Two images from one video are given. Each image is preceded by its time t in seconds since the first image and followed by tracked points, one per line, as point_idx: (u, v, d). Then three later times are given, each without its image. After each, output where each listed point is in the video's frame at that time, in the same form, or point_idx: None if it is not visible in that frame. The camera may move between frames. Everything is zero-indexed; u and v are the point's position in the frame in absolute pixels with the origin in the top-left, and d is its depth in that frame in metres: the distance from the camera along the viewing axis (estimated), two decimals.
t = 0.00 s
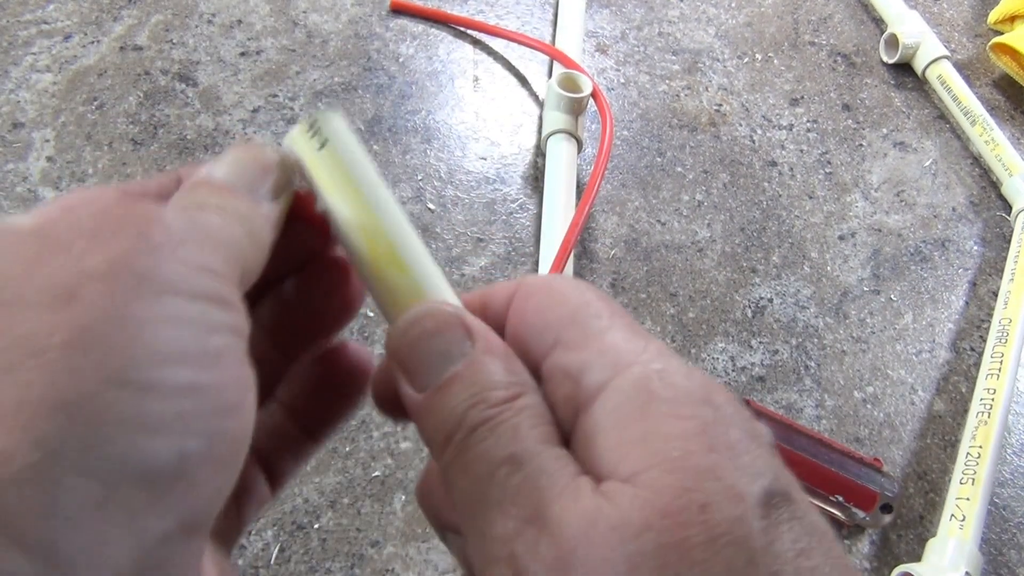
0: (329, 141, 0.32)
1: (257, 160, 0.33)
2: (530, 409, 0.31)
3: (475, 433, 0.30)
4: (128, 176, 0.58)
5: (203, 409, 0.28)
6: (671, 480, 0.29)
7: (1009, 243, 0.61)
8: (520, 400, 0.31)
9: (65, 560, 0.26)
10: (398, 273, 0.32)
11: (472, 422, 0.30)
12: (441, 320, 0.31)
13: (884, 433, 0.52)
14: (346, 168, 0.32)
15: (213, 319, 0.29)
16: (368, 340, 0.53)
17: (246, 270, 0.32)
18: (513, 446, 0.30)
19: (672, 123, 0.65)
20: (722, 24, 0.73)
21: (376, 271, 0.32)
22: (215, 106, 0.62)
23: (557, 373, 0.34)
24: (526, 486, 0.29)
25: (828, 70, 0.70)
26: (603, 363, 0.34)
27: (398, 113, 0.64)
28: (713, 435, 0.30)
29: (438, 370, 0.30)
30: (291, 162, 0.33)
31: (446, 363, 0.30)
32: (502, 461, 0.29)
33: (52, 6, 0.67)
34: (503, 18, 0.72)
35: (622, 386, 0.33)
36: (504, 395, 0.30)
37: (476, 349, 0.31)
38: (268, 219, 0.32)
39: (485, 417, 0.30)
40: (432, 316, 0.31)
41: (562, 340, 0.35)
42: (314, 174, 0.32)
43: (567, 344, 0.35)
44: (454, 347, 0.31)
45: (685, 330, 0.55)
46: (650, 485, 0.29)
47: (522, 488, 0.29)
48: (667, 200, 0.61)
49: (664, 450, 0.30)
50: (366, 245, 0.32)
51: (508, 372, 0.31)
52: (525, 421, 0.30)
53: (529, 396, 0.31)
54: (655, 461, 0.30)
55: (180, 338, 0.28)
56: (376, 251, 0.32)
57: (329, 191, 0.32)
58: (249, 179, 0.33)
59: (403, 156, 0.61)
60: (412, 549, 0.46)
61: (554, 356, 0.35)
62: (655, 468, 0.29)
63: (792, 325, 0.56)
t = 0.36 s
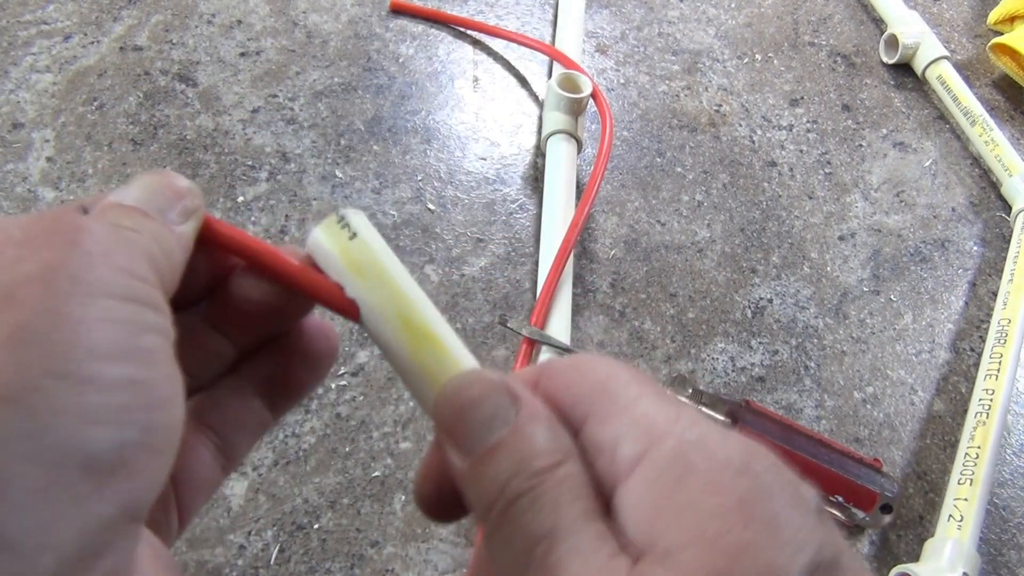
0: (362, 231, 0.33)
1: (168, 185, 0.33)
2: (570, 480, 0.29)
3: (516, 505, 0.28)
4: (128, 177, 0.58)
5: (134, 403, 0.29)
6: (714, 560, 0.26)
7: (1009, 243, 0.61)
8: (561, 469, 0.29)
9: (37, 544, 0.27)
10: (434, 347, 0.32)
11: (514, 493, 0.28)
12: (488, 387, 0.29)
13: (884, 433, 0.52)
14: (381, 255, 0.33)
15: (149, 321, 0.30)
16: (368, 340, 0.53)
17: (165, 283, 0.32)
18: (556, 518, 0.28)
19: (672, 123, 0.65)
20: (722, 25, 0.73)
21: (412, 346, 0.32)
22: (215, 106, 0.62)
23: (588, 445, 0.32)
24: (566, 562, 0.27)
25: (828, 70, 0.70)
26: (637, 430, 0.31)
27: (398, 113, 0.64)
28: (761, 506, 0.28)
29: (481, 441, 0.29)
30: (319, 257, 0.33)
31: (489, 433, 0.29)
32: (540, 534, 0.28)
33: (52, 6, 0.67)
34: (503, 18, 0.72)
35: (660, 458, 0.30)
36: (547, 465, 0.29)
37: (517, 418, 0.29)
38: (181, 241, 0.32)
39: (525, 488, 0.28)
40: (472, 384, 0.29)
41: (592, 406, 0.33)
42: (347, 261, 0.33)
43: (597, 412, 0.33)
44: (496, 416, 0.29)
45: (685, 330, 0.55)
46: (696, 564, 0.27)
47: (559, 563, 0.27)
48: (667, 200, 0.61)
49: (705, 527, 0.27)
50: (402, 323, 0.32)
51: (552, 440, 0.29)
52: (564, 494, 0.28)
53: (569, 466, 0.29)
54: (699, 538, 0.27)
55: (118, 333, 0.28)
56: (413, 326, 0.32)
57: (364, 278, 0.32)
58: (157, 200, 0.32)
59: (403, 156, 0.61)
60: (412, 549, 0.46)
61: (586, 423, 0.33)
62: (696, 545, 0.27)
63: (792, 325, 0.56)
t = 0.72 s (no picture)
0: (358, 313, 0.30)
1: (99, 238, 0.31)
2: (639, 507, 0.28)
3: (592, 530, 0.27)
4: (128, 176, 0.58)
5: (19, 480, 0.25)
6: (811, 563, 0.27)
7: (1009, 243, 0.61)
8: (625, 498, 0.28)
9: None
10: (460, 423, 0.29)
11: (586, 521, 0.28)
12: (540, 422, 0.28)
13: (884, 433, 0.52)
14: (383, 335, 0.30)
15: (60, 399, 0.26)
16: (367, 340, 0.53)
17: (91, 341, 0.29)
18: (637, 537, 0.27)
19: (672, 123, 0.65)
20: (721, 25, 0.73)
21: (435, 425, 0.29)
22: (215, 106, 0.62)
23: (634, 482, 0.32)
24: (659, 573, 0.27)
25: (828, 70, 0.70)
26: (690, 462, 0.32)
27: (398, 113, 0.64)
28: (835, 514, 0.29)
29: (535, 476, 0.28)
30: (314, 343, 0.30)
31: (545, 467, 0.28)
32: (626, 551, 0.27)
33: (52, 6, 0.67)
34: (503, 18, 0.72)
35: (725, 483, 0.31)
36: (609, 491, 0.28)
37: (571, 451, 0.29)
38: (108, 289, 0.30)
39: (598, 515, 0.28)
40: (522, 420, 0.28)
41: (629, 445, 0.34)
42: (352, 344, 0.29)
43: (635, 454, 0.33)
44: (548, 451, 0.28)
45: (686, 330, 0.55)
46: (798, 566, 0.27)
47: None
48: (667, 200, 0.61)
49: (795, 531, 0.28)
50: (422, 402, 0.29)
51: (606, 473, 0.29)
52: (636, 516, 0.28)
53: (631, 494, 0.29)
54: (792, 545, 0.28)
55: (14, 420, 0.25)
56: (434, 404, 0.29)
57: (373, 360, 0.29)
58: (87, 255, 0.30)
59: (403, 156, 0.61)
60: (412, 549, 0.46)
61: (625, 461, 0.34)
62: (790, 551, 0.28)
63: (792, 325, 0.56)
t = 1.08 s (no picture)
0: (360, 378, 0.31)
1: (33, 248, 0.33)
2: (669, 560, 0.30)
3: None
4: (127, 176, 0.58)
5: None
6: None
7: (1009, 243, 0.61)
8: (652, 552, 0.30)
9: None
10: (466, 481, 0.29)
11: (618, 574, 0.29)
12: (560, 483, 0.31)
13: (883, 433, 0.52)
14: (383, 397, 0.31)
15: None
16: (368, 340, 0.53)
17: None
18: None
19: (672, 123, 0.65)
20: (721, 25, 0.73)
21: (440, 481, 0.29)
22: (215, 106, 0.62)
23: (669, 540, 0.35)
24: None
25: (828, 70, 0.70)
26: (718, 523, 0.35)
27: (398, 113, 0.64)
28: (874, 556, 0.30)
29: (561, 535, 0.30)
30: (317, 408, 0.31)
31: (568, 526, 0.31)
32: None
33: (52, 5, 0.67)
34: (503, 18, 0.72)
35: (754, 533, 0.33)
36: (635, 546, 0.30)
37: (595, 509, 0.31)
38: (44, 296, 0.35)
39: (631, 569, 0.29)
40: (540, 479, 0.31)
41: (661, 511, 0.37)
42: (352, 405, 0.30)
43: (670, 520, 0.37)
44: (571, 510, 0.31)
45: (686, 330, 0.55)
46: None
47: None
48: (667, 200, 0.61)
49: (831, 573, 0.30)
50: (426, 459, 0.29)
51: (632, 529, 0.31)
52: (664, 565, 0.30)
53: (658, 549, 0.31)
54: None
55: None
56: (439, 460, 0.29)
57: (375, 418, 0.30)
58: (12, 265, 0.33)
59: (403, 156, 0.61)
60: (413, 549, 0.46)
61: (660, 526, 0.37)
62: None
63: (792, 325, 0.56)
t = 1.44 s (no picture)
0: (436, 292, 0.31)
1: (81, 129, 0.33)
2: (744, 478, 0.31)
3: (701, 496, 0.29)
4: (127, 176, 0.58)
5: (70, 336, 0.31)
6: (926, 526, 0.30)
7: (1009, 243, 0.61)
8: (731, 471, 0.31)
9: None
10: (542, 397, 0.30)
11: (694, 487, 0.30)
12: (633, 401, 0.32)
13: (883, 433, 0.52)
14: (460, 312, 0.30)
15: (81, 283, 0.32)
16: (367, 340, 0.52)
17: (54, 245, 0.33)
18: (751, 501, 0.29)
19: (672, 123, 0.65)
20: (722, 25, 0.73)
21: (519, 398, 0.30)
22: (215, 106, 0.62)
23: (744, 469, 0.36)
24: (781, 537, 0.28)
25: (828, 70, 0.70)
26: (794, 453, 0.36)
27: (398, 113, 0.64)
28: (952, 488, 0.32)
29: (634, 452, 0.31)
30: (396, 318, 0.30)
31: (642, 441, 0.31)
32: (745, 516, 0.29)
33: (52, 6, 0.67)
34: (503, 18, 0.72)
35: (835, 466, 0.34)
36: (714, 464, 0.31)
37: (668, 429, 0.32)
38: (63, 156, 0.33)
39: (709, 481, 0.30)
40: (608, 397, 0.31)
41: (732, 437, 0.37)
42: (434, 319, 0.30)
43: (737, 448, 0.37)
44: (645, 427, 0.31)
45: (686, 330, 0.55)
46: (917, 529, 0.30)
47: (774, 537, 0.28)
48: (667, 200, 0.61)
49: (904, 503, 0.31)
50: (508, 375, 0.30)
51: (705, 449, 0.31)
52: (744, 484, 0.30)
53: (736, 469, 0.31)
54: (911, 513, 0.31)
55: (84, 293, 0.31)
56: (519, 377, 0.30)
57: (456, 333, 0.29)
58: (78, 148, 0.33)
59: (403, 156, 0.61)
60: (413, 549, 0.46)
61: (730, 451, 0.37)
62: (905, 520, 0.31)
63: (792, 325, 0.56)
